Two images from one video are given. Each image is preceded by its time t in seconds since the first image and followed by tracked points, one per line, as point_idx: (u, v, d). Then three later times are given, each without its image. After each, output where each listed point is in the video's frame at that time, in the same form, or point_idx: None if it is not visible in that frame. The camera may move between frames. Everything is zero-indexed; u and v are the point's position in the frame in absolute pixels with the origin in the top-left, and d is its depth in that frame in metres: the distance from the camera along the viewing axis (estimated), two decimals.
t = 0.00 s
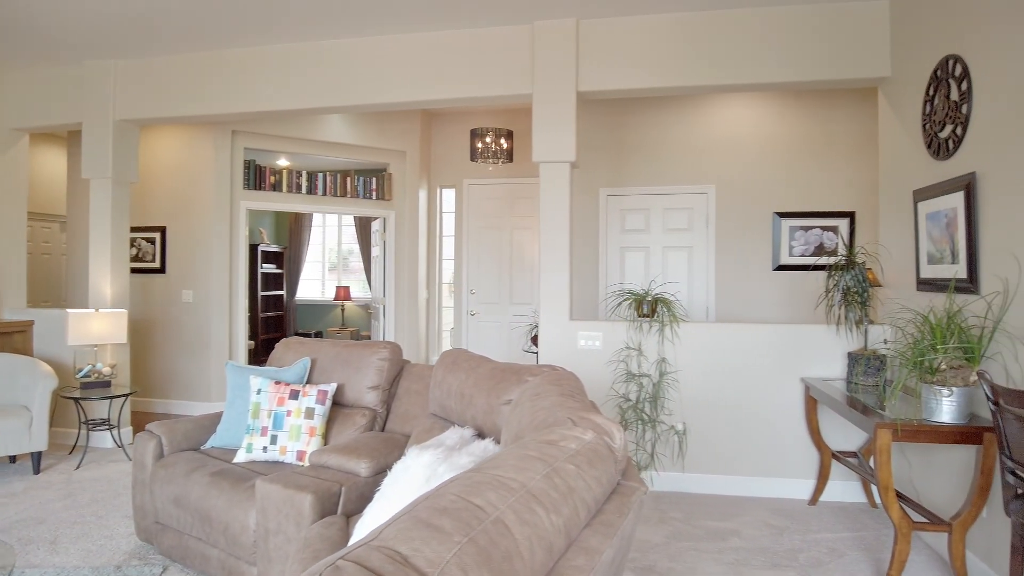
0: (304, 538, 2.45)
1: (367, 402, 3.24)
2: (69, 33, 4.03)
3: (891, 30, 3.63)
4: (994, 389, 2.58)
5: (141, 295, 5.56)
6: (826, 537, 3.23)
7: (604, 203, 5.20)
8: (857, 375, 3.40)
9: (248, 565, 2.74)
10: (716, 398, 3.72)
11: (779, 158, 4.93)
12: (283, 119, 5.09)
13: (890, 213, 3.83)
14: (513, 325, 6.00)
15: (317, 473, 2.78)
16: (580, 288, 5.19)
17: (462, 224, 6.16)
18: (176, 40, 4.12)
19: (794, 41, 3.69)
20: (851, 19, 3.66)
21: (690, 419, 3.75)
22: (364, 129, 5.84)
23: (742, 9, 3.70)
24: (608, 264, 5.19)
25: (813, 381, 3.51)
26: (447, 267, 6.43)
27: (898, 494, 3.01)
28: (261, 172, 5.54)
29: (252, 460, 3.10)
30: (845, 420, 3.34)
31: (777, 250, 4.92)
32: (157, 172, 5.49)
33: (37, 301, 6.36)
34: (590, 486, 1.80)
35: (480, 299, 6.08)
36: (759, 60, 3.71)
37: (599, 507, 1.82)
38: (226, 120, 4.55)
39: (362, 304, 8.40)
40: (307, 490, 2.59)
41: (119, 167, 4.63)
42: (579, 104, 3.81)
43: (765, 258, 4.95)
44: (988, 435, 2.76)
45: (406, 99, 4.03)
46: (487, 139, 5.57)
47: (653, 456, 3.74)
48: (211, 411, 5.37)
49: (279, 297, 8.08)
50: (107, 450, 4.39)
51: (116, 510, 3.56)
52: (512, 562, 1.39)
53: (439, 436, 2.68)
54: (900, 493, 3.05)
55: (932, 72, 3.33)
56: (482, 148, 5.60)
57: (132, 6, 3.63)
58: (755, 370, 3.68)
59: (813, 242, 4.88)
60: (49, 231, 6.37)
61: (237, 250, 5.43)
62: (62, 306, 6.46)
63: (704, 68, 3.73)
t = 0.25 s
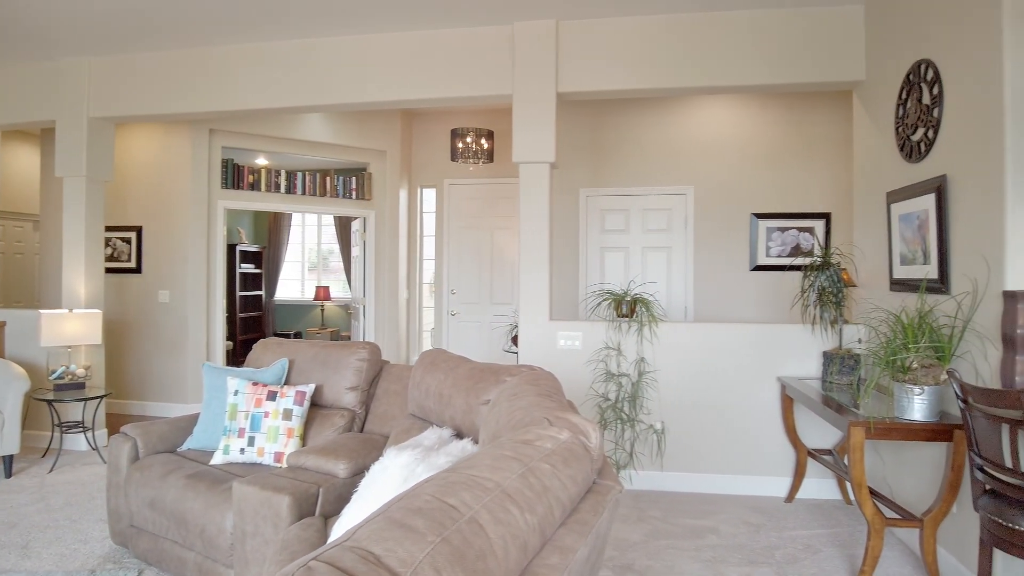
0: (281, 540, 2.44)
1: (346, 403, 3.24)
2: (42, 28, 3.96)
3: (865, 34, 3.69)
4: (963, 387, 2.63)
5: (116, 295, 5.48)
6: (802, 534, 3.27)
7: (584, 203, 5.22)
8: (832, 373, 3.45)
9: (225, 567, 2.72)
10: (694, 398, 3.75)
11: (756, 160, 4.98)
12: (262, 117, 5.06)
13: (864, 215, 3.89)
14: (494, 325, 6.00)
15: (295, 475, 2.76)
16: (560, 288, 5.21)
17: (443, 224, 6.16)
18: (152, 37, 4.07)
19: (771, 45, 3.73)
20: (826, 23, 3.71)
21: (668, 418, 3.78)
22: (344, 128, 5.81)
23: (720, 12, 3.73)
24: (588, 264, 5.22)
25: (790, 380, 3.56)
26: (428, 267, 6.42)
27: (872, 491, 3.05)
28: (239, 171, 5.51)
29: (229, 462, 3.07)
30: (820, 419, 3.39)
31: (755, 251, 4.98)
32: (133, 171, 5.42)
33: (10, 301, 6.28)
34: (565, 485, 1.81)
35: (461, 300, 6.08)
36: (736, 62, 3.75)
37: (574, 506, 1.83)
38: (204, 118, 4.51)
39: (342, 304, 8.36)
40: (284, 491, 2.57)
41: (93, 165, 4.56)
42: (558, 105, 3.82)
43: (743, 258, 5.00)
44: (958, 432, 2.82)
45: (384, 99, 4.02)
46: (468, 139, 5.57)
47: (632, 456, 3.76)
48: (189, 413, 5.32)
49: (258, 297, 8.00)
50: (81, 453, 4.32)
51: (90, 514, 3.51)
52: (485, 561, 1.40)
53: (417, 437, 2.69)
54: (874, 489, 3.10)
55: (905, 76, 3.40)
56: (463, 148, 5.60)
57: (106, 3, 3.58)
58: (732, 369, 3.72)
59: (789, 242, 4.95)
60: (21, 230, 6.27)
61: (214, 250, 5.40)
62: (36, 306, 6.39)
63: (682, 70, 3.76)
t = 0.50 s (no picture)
0: (258, 541, 2.42)
1: (324, 403, 3.23)
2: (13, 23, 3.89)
3: (840, 38, 3.75)
4: (933, 385, 2.68)
5: (91, 295, 5.41)
6: (778, 531, 3.32)
7: (564, 204, 5.24)
8: (807, 372, 3.50)
9: (202, 569, 2.70)
10: (672, 397, 3.79)
11: (734, 161, 5.04)
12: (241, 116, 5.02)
13: (838, 216, 3.96)
14: (475, 325, 6.01)
15: (272, 475, 2.75)
16: (540, 288, 5.22)
17: (424, 224, 6.15)
18: (128, 34, 4.02)
19: (748, 48, 3.78)
20: (801, 27, 3.77)
21: (647, 417, 3.81)
22: (324, 127, 5.78)
23: (699, 15, 3.77)
24: (567, 264, 5.24)
25: (766, 379, 3.61)
26: (408, 267, 6.40)
27: (846, 487, 3.10)
28: (217, 169, 5.46)
29: (206, 464, 3.05)
30: (796, 417, 3.44)
31: (732, 251, 5.04)
32: (108, 169, 5.35)
33: None
34: (540, 484, 1.82)
35: (442, 300, 6.07)
36: (714, 65, 3.79)
37: (549, 504, 1.84)
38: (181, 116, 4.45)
39: (322, 304, 8.31)
40: (262, 492, 2.56)
41: (66, 163, 4.49)
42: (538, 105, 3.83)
43: (721, 258, 5.05)
44: (929, 429, 2.88)
45: (363, 99, 4.01)
46: (449, 138, 5.56)
47: (611, 454, 3.79)
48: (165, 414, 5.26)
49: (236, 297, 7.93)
50: (55, 456, 4.26)
51: (64, 517, 3.46)
52: (459, 559, 1.40)
53: (395, 437, 2.69)
54: (847, 486, 3.15)
55: (878, 79, 3.46)
56: (443, 148, 5.59)
57: None
58: (710, 367, 3.75)
59: (766, 242, 5.02)
60: None
61: (191, 249, 5.35)
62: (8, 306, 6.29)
63: (660, 72, 3.80)
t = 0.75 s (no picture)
0: (234, 544, 2.39)
1: (302, 404, 3.21)
2: None
3: (817, 41, 3.79)
4: (908, 383, 2.71)
5: (65, 295, 5.33)
6: (756, 528, 3.35)
7: (545, 204, 5.24)
8: (786, 371, 3.53)
9: (177, 573, 2.65)
10: (652, 396, 3.80)
11: (714, 162, 5.07)
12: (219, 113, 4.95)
13: (816, 216, 4.00)
14: (456, 326, 5.99)
15: (249, 477, 2.72)
16: (521, 288, 5.23)
17: (405, 223, 6.12)
18: (102, 29, 3.95)
19: (727, 49, 3.80)
20: (779, 29, 3.81)
21: (627, 416, 3.82)
22: (303, 126, 5.73)
23: (679, 16, 3.79)
24: (548, 264, 5.24)
25: (745, 378, 3.63)
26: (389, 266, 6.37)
27: (823, 485, 3.14)
28: (194, 168, 5.39)
29: (181, 466, 3.00)
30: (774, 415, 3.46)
31: (712, 251, 5.07)
32: (82, 167, 5.27)
33: None
34: (518, 483, 1.81)
35: (423, 300, 6.05)
36: (695, 66, 3.81)
37: (526, 503, 1.84)
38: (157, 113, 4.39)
39: (302, 304, 8.25)
40: (238, 494, 2.52)
41: (38, 161, 4.41)
42: (519, 105, 3.83)
43: (701, 258, 5.09)
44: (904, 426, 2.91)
45: (342, 97, 3.98)
46: (429, 138, 5.54)
47: (592, 454, 3.80)
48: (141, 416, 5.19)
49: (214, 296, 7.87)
50: (27, 459, 4.18)
51: (36, 521, 3.40)
52: (435, 559, 1.39)
53: (375, 437, 2.67)
54: (825, 483, 3.18)
55: (854, 81, 3.50)
56: (424, 147, 5.57)
57: None
58: (689, 367, 3.77)
59: (746, 242, 5.06)
60: None
61: (168, 248, 5.27)
62: None
63: (640, 73, 3.81)
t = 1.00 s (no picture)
0: (211, 545, 2.37)
1: (281, 404, 3.20)
2: None
3: (793, 44, 3.84)
4: (881, 381, 2.76)
5: (40, 295, 5.27)
6: (734, 525, 3.38)
7: (526, 204, 5.25)
8: (763, 370, 3.57)
9: None
10: (632, 395, 3.83)
11: (694, 163, 5.12)
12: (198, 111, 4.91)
13: (792, 217, 4.06)
14: (437, 325, 5.98)
15: (227, 478, 2.70)
16: (502, 288, 5.23)
17: (385, 223, 6.10)
18: (78, 25, 3.89)
19: (705, 51, 3.84)
20: (756, 32, 3.86)
21: (608, 415, 3.85)
22: (283, 124, 5.70)
23: (659, 18, 3.82)
24: (529, 264, 5.26)
25: (723, 377, 3.67)
26: (370, 266, 6.35)
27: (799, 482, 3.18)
28: (172, 166, 5.32)
29: (158, 468, 2.97)
30: (751, 414, 3.50)
31: (691, 251, 5.11)
32: (57, 166, 5.22)
33: None
34: (494, 482, 1.82)
35: (404, 300, 6.04)
36: (675, 68, 3.84)
37: (503, 501, 1.85)
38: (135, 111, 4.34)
39: (281, 304, 8.19)
40: (216, 495, 2.50)
41: (11, 158, 4.34)
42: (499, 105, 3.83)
43: (681, 259, 5.13)
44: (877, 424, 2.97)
45: (321, 96, 3.96)
46: (411, 137, 5.52)
47: (572, 453, 3.82)
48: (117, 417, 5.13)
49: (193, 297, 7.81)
50: None
51: (8, 525, 3.34)
52: (409, 557, 1.39)
53: (354, 437, 2.66)
54: (800, 480, 3.23)
55: (830, 84, 3.55)
56: (405, 147, 5.55)
57: None
58: (668, 366, 3.81)
59: (724, 243, 5.11)
60: None
61: (146, 247, 5.21)
62: None
63: (620, 74, 3.84)
